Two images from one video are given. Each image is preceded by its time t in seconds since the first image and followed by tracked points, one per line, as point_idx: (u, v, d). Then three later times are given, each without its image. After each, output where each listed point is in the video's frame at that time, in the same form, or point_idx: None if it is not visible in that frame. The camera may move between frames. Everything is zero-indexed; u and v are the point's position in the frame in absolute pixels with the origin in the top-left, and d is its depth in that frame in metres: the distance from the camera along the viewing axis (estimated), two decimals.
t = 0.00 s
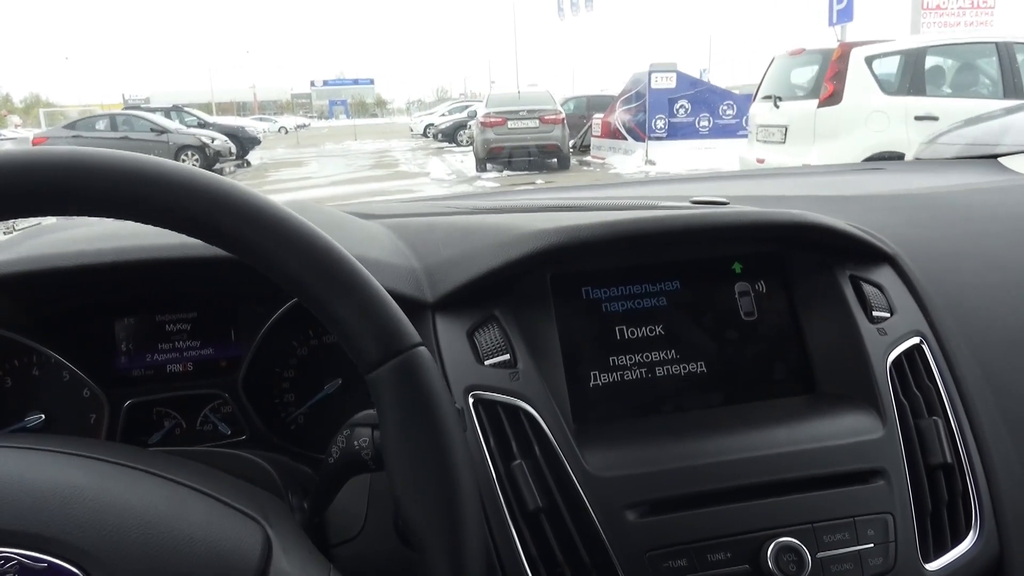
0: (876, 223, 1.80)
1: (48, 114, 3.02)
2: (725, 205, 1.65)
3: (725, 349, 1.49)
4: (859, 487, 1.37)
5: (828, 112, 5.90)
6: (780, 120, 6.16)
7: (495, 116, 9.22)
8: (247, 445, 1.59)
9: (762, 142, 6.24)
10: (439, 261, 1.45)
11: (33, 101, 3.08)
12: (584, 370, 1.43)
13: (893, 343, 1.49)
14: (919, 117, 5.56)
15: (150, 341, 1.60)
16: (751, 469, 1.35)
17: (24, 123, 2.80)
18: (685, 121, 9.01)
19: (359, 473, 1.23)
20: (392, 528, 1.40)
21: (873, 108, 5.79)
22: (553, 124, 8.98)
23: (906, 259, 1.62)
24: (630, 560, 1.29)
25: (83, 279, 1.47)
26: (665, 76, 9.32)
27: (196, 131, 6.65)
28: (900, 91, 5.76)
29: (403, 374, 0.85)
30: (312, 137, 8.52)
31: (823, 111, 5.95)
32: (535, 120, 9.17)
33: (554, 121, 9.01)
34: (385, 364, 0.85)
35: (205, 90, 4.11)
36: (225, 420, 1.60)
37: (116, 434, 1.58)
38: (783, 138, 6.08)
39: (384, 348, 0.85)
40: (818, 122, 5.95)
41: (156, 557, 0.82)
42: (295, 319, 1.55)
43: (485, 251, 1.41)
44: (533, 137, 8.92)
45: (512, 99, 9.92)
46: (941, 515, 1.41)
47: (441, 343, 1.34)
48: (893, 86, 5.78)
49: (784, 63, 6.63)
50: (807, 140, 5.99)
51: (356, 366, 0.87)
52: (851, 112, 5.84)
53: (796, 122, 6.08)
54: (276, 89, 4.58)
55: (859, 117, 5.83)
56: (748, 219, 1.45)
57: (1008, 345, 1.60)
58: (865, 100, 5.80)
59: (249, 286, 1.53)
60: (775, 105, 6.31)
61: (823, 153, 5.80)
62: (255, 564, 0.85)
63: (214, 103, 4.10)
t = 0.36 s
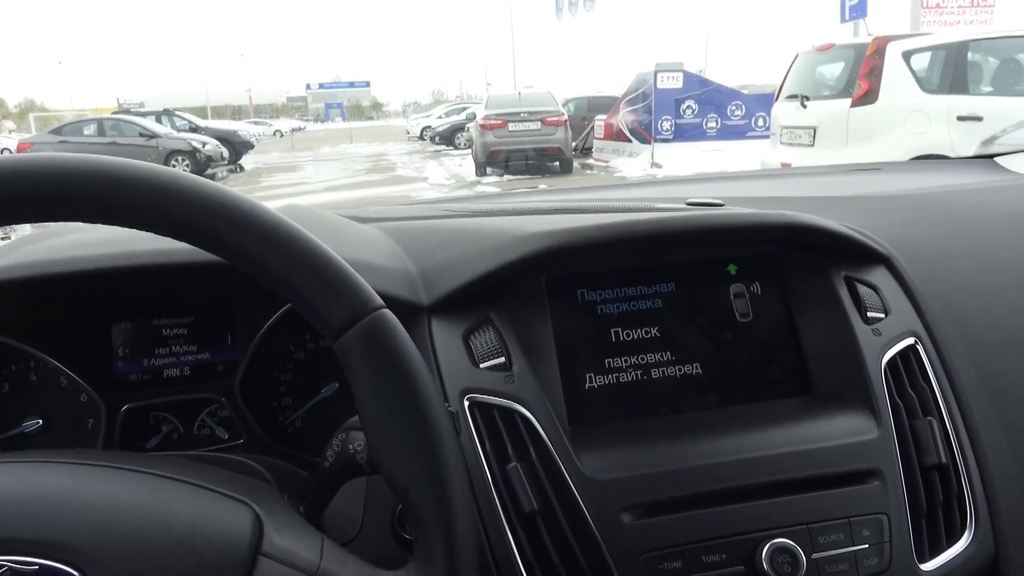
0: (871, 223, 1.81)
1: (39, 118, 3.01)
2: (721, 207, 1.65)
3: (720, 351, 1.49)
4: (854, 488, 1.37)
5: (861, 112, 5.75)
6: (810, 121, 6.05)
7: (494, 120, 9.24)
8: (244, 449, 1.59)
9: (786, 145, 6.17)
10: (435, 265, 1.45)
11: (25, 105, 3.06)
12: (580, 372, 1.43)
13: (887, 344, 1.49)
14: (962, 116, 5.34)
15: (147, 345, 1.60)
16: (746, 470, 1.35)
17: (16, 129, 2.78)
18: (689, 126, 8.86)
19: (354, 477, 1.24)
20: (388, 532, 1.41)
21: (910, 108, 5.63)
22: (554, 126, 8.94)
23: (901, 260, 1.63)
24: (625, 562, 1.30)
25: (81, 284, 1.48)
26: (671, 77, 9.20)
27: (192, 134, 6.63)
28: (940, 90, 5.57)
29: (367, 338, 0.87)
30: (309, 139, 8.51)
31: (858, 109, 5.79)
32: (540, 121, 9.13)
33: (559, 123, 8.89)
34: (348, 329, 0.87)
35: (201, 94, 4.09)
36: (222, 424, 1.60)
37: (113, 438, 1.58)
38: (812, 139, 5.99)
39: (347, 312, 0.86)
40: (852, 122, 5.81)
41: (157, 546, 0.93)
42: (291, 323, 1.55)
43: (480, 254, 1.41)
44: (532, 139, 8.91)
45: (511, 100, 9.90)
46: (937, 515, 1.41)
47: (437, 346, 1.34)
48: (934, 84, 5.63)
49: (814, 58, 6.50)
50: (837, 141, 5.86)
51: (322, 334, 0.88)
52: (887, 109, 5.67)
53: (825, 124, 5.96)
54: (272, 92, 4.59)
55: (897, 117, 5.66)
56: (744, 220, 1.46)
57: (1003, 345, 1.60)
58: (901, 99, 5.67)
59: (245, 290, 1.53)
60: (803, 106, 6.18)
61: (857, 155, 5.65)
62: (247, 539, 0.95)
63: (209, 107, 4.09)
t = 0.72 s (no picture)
0: (875, 224, 1.80)
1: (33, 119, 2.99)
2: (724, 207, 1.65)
3: (725, 351, 1.48)
4: (860, 489, 1.37)
5: (904, 113, 5.34)
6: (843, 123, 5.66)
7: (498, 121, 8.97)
8: (247, 450, 1.58)
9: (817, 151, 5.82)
10: (439, 265, 1.45)
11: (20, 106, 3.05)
12: (584, 373, 1.43)
13: (893, 345, 1.48)
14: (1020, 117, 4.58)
15: (149, 345, 1.60)
16: (751, 471, 1.35)
17: (12, 129, 2.77)
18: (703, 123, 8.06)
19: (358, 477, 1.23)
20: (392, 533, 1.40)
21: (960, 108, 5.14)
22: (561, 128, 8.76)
23: (905, 260, 1.62)
24: (631, 563, 1.29)
25: (82, 283, 1.47)
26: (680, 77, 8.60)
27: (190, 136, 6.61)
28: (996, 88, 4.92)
29: (342, 299, 0.87)
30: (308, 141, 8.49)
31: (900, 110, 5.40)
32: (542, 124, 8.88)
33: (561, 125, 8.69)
34: (323, 294, 0.88)
35: (198, 94, 4.07)
36: (225, 425, 1.59)
37: (116, 439, 1.57)
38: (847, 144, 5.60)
39: (319, 278, 0.87)
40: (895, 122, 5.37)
41: (160, 527, 0.95)
42: (293, 323, 1.55)
43: (484, 254, 1.41)
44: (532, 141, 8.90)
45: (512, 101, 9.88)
46: (942, 516, 1.41)
47: (441, 347, 1.34)
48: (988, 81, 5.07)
49: (848, 53, 6.25)
50: (881, 146, 5.39)
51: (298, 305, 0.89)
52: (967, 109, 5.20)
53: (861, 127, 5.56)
54: (268, 93, 4.58)
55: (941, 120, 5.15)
56: (748, 221, 1.46)
57: (1008, 345, 1.60)
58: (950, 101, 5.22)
59: (248, 290, 1.53)
60: (838, 106, 5.80)
61: (902, 155, 5.13)
62: (246, 514, 0.97)
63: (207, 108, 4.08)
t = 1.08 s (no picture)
0: (875, 225, 1.80)
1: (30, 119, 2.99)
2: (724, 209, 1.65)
3: (726, 352, 1.49)
4: (861, 490, 1.37)
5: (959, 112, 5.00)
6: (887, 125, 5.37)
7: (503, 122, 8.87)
8: (248, 451, 1.58)
9: (860, 154, 5.57)
10: (440, 267, 1.45)
11: (18, 107, 3.05)
12: (586, 374, 1.43)
13: (893, 346, 1.49)
14: None
15: (151, 347, 1.60)
16: (752, 472, 1.35)
17: (9, 131, 2.77)
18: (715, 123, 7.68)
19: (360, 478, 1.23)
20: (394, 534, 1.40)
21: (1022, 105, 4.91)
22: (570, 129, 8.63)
23: (906, 261, 1.62)
24: (632, 564, 1.29)
25: (85, 285, 1.48)
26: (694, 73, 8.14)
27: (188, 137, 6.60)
28: None
29: (338, 295, 0.90)
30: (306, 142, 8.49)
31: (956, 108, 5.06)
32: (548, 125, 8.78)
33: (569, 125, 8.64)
34: (318, 288, 0.90)
35: (197, 96, 4.07)
36: (226, 426, 1.60)
37: (118, 441, 1.57)
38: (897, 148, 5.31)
39: (315, 273, 0.90)
40: (953, 124, 5.03)
41: (161, 525, 0.95)
42: (295, 324, 1.55)
43: (485, 256, 1.41)
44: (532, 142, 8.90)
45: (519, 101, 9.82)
46: (943, 518, 1.41)
47: (442, 349, 1.34)
48: None
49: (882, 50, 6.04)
50: (938, 146, 5.11)
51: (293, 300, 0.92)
52: None
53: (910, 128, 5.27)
54: (267, 94, 4.58)
55: None
56: (750, 222, 1.46)
57: (1009, 346, 1.60)
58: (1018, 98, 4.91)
59: (248, 292, 1.53)
60: (882, 106, 5.48)
61: (957, 158, 4.92)
62: (247, 511, 0.97)
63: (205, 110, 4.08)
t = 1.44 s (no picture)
0: (877, 226, 1.80)
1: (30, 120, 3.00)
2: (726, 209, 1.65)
3: (728, 353, 1.49)
4: (862, 491, 1.37)
5: None
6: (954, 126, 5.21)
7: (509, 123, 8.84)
8: (250, 451, 1.58)
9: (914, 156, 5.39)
10: (442, 268, 1.45)
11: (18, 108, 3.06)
12: (587, 375, 1.43)
13: (894, 346, 1.49)
14: None
15: (152, 348, 1.61)
16: (753, 473, 1.35)
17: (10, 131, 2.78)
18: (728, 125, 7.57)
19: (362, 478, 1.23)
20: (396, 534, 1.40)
21: None
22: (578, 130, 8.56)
23: (907, 262, 1.63)
24: (633, 564, 1.29)
25: (87, 285, 1.48)
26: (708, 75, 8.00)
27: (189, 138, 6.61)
28: None
29: (334, 290, 0.90)
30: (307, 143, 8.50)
31: None
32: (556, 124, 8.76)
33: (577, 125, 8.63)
34: (314, 284, 0.91)
35: (198, 97, 4.07)
36: (228, 426, 1.60)
37: (119, 441, 1.57)
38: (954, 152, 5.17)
39: (310, 268, 0.90)
40: None
41: (163, 521, 0.95)
42: (296, 324, 1.55)
43: (487, 257, 1.41)
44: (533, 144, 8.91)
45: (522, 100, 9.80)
46: (944, 519, 1.41)
47: (444, 350, 1.34)
48: None
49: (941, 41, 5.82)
50: (1004, 145, 4.95)
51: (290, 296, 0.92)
52: None
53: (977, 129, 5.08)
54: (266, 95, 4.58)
55: None
56: (751, 223, 1.46)
57: (1010, 346, 1.60)
58: None
59: (250, 292, 1.53)
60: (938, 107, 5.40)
61: None
62: (248, 506, 0.97)
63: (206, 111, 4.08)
